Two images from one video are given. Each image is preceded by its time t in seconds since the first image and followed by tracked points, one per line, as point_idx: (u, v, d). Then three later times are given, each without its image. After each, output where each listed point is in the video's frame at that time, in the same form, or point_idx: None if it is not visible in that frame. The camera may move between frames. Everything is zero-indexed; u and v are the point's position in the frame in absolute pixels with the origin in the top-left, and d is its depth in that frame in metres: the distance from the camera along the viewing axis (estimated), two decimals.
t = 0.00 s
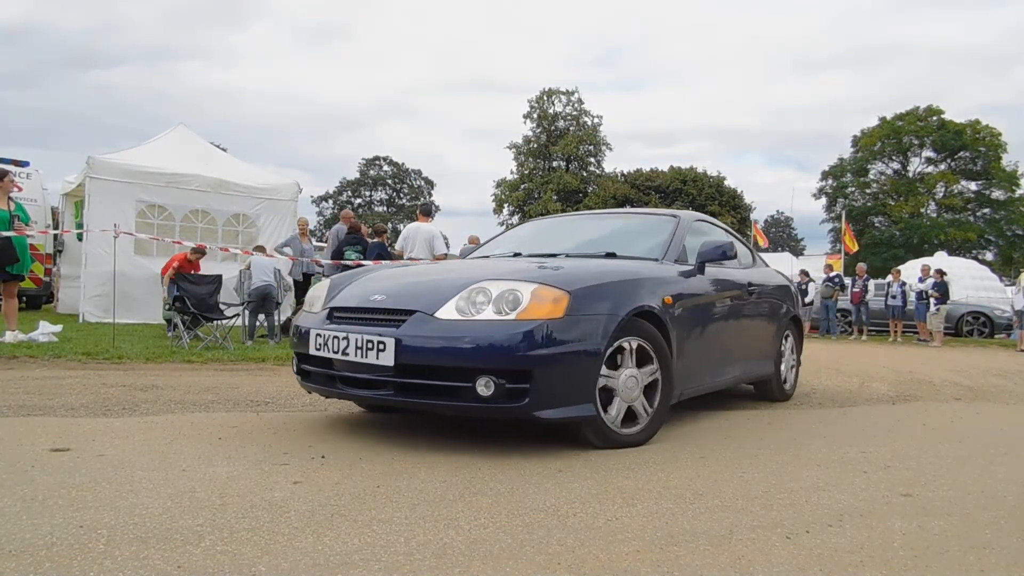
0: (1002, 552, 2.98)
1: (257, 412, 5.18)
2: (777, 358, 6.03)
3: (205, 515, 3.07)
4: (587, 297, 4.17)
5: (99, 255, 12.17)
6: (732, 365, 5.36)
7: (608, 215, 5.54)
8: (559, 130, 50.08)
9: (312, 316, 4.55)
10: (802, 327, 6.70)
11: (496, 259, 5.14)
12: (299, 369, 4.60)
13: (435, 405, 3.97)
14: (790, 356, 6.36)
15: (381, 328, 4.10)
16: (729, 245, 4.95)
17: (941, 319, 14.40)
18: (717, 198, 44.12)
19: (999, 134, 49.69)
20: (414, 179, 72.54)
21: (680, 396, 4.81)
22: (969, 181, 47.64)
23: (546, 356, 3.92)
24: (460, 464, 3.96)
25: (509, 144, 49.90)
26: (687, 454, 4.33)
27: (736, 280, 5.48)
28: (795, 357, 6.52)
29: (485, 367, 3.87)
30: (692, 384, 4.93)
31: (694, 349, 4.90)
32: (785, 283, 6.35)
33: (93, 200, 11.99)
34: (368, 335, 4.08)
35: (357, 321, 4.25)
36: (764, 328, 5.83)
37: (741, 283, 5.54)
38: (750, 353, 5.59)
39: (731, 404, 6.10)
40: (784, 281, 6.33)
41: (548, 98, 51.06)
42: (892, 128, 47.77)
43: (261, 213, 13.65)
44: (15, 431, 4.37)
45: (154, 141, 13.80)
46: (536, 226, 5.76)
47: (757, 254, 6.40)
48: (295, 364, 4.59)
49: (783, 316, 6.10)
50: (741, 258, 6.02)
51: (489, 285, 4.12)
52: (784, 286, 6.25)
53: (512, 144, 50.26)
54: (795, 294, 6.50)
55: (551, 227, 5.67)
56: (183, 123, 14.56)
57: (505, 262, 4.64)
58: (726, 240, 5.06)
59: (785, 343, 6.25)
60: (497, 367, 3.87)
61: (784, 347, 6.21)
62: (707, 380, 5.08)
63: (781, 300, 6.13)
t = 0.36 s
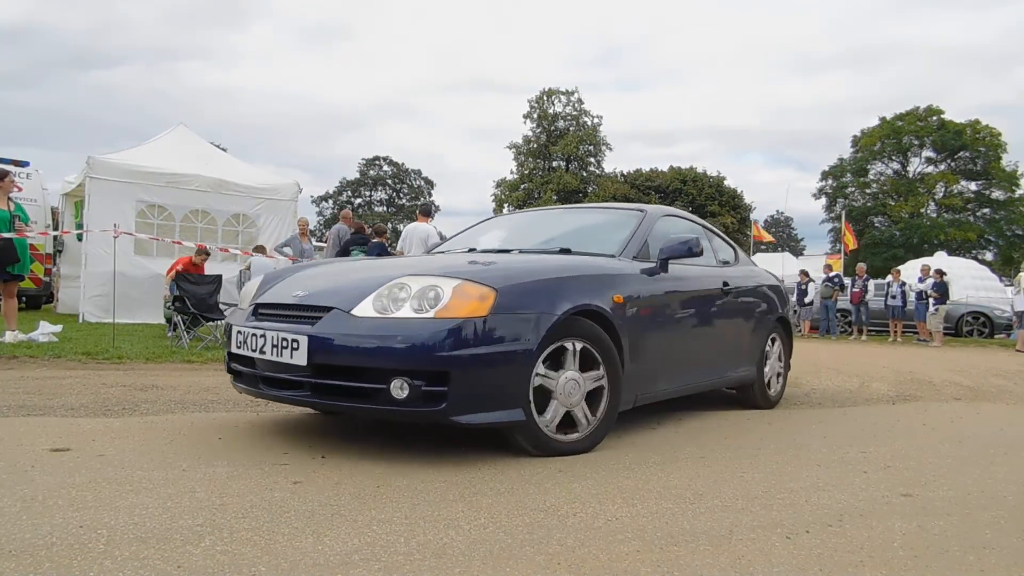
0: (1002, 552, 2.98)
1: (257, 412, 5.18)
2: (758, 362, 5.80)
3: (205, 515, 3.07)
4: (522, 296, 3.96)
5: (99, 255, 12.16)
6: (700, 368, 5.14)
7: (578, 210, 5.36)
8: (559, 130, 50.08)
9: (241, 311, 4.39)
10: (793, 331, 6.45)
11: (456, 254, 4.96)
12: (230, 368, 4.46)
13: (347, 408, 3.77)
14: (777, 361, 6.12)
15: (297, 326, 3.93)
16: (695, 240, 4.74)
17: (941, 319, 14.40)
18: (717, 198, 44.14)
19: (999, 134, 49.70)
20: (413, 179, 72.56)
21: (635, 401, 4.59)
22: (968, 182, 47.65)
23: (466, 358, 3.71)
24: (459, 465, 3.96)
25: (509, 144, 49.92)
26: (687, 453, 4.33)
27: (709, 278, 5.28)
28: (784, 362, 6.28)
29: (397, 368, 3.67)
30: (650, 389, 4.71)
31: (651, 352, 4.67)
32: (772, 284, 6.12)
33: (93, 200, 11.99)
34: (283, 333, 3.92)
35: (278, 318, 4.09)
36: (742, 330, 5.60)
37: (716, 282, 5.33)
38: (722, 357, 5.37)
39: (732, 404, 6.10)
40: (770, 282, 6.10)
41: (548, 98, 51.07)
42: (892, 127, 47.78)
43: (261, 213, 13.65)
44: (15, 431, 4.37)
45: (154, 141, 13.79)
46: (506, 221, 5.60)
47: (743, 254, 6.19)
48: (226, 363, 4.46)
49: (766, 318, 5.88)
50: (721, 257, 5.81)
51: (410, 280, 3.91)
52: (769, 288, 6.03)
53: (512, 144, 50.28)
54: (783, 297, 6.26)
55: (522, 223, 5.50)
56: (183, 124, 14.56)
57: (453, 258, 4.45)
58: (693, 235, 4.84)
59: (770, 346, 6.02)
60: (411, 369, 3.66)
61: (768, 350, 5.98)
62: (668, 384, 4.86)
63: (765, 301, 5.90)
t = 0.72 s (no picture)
0: (1002, 552, 2.98)
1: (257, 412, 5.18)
2: (731, 364, 5.60)
3: (205, 515, 3.07)
4: (444, 292, 3.78)
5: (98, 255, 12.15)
6: (660, 370, 4.96)
7: (543, 201, 5.20)
8: (559, 130, 50.06)
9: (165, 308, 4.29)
10: (781, 333, 6.26)
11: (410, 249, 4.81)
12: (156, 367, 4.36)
13: (255, 411, 3.63)
14: (758, 363, 5.94)
15: (205, 323, 3.81)
16: (653, 234, 4.58)
17: (941, 319, 14.41)
18: (717, 198, 44.18)
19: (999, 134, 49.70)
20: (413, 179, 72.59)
21: (585, 404, 4.42)
22: (968, 182, 47.64)
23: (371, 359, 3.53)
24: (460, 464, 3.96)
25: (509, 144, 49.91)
26: (686, 454, 4.33)
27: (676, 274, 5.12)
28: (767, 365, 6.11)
29: (299, 369, 3.51)
30: (602, 391, 4.54)
31: (603, 352, 4.50)
32: (752, 282, 5.94)
33: (93, 200, 11.99)
34: (191, 331, 3.80)
35: (193, 315, 3.98)
36: (714, 330, 5.42)
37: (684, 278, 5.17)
38: (689, 357, 5.19)
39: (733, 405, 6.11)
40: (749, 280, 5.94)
41: (548, 98, 51.06)
42: (892, 127, 47.78)
43: (261, 213, 13.68)
44: (15, 431, 4.37)
45: (154, 141, 13.81)
46: (473, 212, 5.46)
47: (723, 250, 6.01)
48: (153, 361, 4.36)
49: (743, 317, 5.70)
50: (695, 252, 5.65)
51: (321, 276, 3.76)
52: (748, 286, 5.86)
53: (512, 144, 50.28)
54: (767, 296, 6.08)
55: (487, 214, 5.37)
56: (182, 124, 14.58)
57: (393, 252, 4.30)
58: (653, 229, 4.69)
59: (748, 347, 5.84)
60: (313, 369, 3.50)
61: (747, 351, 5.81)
62: (624, 387, 4.67)
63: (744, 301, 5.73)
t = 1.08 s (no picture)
0: (1002, 552, 2.98)
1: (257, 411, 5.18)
2: (702, 365, 5.38)
3: (205, 515, 3.07)
4: (361, 289, 3.57)
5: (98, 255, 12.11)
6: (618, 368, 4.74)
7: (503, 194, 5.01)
8: (559, 130, 50.08)
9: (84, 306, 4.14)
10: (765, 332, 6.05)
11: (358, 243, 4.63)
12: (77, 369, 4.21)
13: (154, 414, 3.44)
14: (735, 362, 5.75)
15: (107, 323, 3.64)
16: (607, 226, 4.38)
17: (941, 319, 14.41)
18: (717, 198, 44.19)
19: (999, 134, 49.69)
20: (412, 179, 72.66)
21: (529, 404, 4.22)
22: (968, 182, 47.64)
23: (270, 361, 3.32)
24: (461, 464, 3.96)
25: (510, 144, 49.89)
26: (686, 454, 4.33)
27: (641, 270, 4.92)
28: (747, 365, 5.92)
29: (196, 370, 3.32)
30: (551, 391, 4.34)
31: (550, 352, 4.29)
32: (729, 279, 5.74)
33: (93, 200, 11.98)
34: (93, 330, 3.64)
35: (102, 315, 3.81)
36: (683, 327, 5.21)
37: (650, 274, 4.97)
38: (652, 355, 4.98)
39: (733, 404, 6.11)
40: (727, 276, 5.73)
41: (548, 98, 51.06)
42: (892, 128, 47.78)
43: (261, 213, 13.69)
44: (16, 431, 4.38)
45: (153, 141, 13.80)
46: (433, 206, 5.27)
47: (699, 245, 5.81)
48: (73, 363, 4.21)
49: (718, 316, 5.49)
50: (665, 247, 5.45)
51: (226, 272, 3.57)
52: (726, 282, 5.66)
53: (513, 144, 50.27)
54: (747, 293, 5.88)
55: (448, 207, 5.18)
56: (182, 124, 14.57)
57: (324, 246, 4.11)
58: (607, 222, 4.50)
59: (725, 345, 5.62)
60: (211, 371, 3.31)
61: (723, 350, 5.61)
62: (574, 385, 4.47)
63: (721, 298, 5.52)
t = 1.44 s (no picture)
0: (1002, 552, 2.98)
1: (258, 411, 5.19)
2: (668, 367, 5.14)
3: (205, 515, 3.07)
4: (268, 287, 3.38)
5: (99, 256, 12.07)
6: (571, 367, 4.53)
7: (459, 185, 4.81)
8: (559, 130, 50.08)
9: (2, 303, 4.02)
10: (747, 328, 5.79)
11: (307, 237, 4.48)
12: None
13: (49, 418, 3.30)
14: (712, 361, 5.53)
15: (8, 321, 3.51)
16: (555, 219, 4.18)
17: (941, 319, 14.41)
18: (717, 198, 44.20)
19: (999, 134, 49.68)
20: (412, 178, 72.56)
21: (468, 407, 4.03)
22: (969, 181, 47.63)
23: (162, 363, 3.17)
24: (461, 464, 3.96)
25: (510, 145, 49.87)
26: (685, 454, 4.33)
27: (600, 264, 4.70)
28: (727, 363, 5.70)
29: (85, 373, 3.18)
30: (494, 393, 4.15)
31: (489, 352, 4.08)
32: (705, 273, 5.49)
33: (93, 200, 11.97)
34: None
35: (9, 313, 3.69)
36: (650, 324, 4.98)
37: (611, 269, 4.75)
38: (612, 353, 4.76)
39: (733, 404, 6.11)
40: (702, 271, 5.49)
41: (548, 98, 51.04)
42: (892, 128, 47.77)
43: (261, 213, 13.71)
44: (18, 431, 4.38)
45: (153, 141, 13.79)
46: (392, 198, 5.09)
47: (674, 239, 5.58)
48: None
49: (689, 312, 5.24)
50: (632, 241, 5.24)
51: (126, 268, 3.41)
52: (700, 277, 5.41)
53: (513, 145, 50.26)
54: (726, 289, 5.63)
55: (404, 199, 4.99)
56: (181, 123, 14.55)
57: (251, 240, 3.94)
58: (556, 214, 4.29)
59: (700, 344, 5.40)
60: (101, 373, 3.16)
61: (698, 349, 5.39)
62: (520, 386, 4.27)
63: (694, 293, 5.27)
